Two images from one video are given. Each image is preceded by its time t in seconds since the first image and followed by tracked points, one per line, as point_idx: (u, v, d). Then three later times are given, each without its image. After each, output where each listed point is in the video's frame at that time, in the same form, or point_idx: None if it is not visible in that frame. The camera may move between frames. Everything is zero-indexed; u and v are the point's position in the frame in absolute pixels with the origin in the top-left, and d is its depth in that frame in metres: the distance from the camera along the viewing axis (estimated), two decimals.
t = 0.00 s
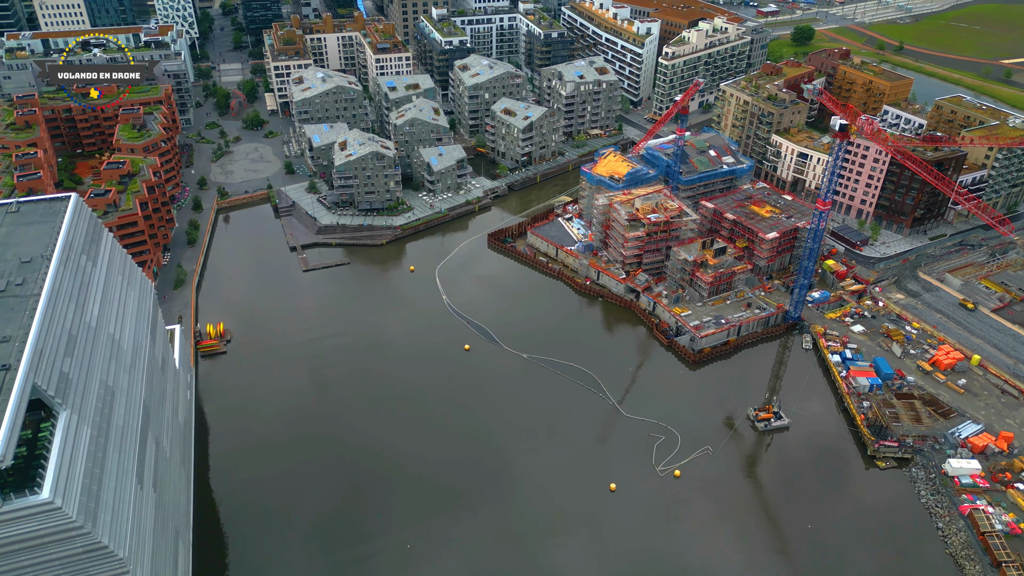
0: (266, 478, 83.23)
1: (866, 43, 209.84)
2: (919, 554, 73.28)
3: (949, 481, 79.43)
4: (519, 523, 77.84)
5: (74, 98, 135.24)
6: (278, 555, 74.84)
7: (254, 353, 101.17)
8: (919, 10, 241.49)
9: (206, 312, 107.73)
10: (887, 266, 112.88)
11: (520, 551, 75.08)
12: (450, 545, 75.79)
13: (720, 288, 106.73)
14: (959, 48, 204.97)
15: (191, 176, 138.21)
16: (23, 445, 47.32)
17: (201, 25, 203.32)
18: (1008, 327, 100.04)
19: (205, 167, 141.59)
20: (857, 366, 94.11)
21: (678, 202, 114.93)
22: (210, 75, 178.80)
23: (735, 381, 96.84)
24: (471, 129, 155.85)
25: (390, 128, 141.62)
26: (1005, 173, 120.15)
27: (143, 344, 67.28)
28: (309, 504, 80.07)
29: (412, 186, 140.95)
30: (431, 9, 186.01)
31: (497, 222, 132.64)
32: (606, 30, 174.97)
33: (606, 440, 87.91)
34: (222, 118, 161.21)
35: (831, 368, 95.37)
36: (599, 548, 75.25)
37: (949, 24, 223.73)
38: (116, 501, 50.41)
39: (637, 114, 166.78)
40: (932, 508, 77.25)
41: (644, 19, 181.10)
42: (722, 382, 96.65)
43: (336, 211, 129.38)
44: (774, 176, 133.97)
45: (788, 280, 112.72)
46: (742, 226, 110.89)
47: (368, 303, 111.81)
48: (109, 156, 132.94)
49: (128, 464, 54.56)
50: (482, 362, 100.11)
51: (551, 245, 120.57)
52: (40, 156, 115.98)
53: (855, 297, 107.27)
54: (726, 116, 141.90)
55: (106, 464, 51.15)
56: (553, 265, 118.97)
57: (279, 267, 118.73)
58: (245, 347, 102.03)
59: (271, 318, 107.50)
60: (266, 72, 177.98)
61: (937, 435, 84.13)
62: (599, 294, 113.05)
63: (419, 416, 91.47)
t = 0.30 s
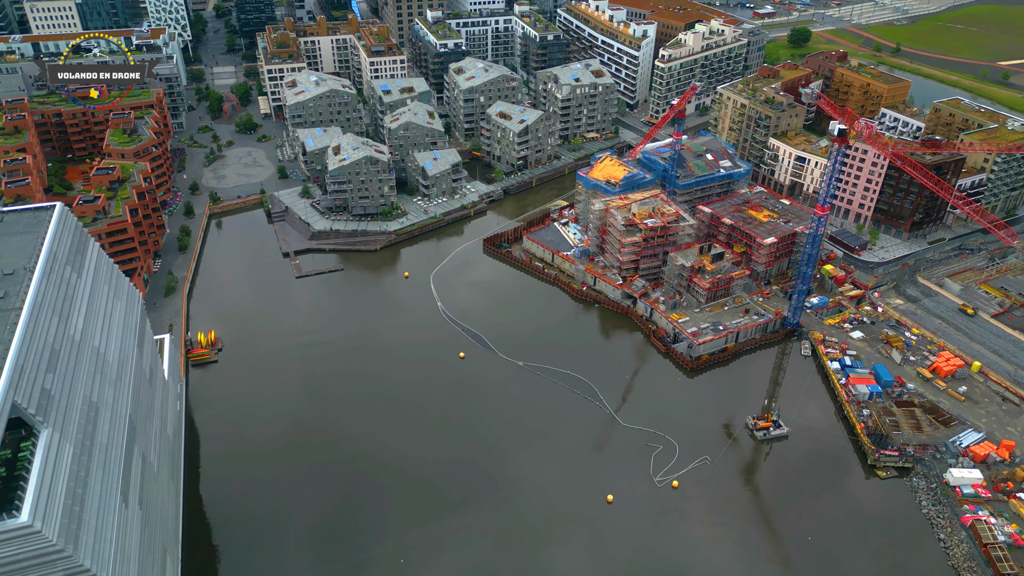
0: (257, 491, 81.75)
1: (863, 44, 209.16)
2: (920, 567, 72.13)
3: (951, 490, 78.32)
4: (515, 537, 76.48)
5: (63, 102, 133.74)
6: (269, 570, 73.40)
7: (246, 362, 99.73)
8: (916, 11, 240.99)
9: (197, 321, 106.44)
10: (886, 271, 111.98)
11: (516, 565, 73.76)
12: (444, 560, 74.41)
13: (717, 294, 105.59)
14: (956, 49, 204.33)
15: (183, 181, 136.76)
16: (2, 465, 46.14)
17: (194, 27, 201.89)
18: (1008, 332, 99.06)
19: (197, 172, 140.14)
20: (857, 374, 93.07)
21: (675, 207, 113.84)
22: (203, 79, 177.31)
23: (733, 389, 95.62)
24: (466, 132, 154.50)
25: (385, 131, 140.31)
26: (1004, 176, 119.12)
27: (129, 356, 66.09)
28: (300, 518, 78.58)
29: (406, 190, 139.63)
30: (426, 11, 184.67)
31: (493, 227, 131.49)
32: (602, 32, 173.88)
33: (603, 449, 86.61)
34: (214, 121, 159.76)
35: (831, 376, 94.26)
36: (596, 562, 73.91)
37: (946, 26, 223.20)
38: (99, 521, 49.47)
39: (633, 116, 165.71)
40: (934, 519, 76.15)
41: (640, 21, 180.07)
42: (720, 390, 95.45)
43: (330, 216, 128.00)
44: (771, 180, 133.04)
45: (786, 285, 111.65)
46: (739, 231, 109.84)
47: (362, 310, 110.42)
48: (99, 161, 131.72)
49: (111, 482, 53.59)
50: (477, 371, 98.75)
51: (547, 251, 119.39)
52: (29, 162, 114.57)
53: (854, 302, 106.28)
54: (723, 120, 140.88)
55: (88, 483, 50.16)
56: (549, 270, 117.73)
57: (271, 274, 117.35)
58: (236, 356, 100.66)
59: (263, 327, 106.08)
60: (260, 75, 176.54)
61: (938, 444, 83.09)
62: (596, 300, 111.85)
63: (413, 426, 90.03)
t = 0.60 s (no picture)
0: (244, 506, 80.24)
1: (854, 45, 209.02)
2: None
3: (948, 499, 77.52)
4: (507, 551, 75.16)
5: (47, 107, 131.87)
6: None
7: (234, 372, 98.23)
8: (907, 12, 241.10)
9: (184, 330, 104.90)
10: (879, 274, 111.39)
11: None
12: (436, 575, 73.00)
13: (711, 299, 104.54)
14: (948, 50, 204.31)
15: (170, 187, 134.97)
16: None
17: (182, 30, 199.85)
18: (1003, 336, 98.43)
19: (184, 177, 138.38)
20: (852, 380, 92.20)
21: (668, 211, 112.83)
22: (191, 82, 175.48)
23: (727, 396, 94.64)
24: (457, 135, 153.20)
25: (375, 135, 138.87)
26: (997, 178, 118.74)
27: (110, 370, 64.55)
28: (289, 534, 77.12)
29: (397, 195, 138.18)
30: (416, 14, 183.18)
31: (484, 232, 130.23)
32: (593, 35, 172.96)
33: (597, 460, 85.40)
34: (202, 126, 157.99)
35: (826, 382, 93.41)
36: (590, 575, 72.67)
37: (937, 27, 223.38)
38: (76, 544, 48.01)
39: (625, 119, 164.85)
40: (931, 528, 75.30)
41: (631, 23, 179.26)
42: (715, 397, 94.50)
43: (319, 222, 126.47)
44: (764, 183, 132.37)
45: (780, 289, 110.80)
46: (732, 236, 108.91)
47: (352, 318, 109.00)
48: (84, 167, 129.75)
49: (90, 502, 52.17)
50: (469, 379, 97.44)
51: (539, 256, 118.22)
52: (12, 169, 112.65)
53: (848, 307, 105.50)
54: (715, 122, 140.04)
55: (65, 504, 48.68)
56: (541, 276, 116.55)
57: (260, 281, 115.85)
58: (223, 366, 99.17)
59: (252, 336, 104.60)
60: (248, 78, 174.85)
61: (935, 451, 82.29)
62: (588, 306, 110.74)
63: (404, 437, 88.67)
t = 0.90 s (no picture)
0: (229, 520, 78.50)
1: (842, 46, 209.25)
2: None
3: (942, 505, 76.88)
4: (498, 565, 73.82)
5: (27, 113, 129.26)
6: None
7: (218, 383, 96.42)
8: (893, 13, 241.79)
9: (167, 340, 102.95)
10: (870, 277, 110.94)
11: None
12: None
13: (702, 303, 103.58)
14: (935, 50, 204.81)
15: (153, 193, 132.83)
16: None
17: (165, 33, 197.37)
18: (995, 339, 98.06)
19: (167, 183, 136.25)
20: (845, 385, 91.49)
21: (658, 215, 111.85)
22: (175, 86, 173.16)
23: (719, 402, 93.74)
24: (445, 139, 151.69)
25: (361, 140, 137.17)
26: (987, 180, 118.55)
27: (87, 386, 62.82)
28: (274, 549, 75.43)
29: (384, 199, 136.53)
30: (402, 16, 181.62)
31: (473, 237, 128.80)
32: (581, 36, 171.99)
33: (588, 469, 84.20)
34: (186, 130, 155.79)
35: (818, 387, 92.66)
36: None
37: (925, 27, 223.96)
38: (50, 571, 46.34)
39: (614, 121, 163.98)
40: (926, 536, 74.59)
41: (619, 25, 178.46)
42: (707, 404, 93.55)
43: (305, 228, 124.68)
44: (754, 185, 131.73)
45: (771, 293, 110.08)
46: (723, 240, 108.05)
47: (338, 326, 107.34)
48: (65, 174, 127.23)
49: (65, 525, 50.47)
50: (458, 388, 96.02)
51: (529, 261, 116.92)
52: None
53: (839, 310, 104.82)
54: (705, 124, 139.23)
55: (38, 529, 47.03)
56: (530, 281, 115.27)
57: (245, 289, 113.91)
58: (208, 376, 97.30)
59: (236, 345, 102.71)
60: (232, 82, 172.71)
61: (928, 457, 81.67)
62: (578, 312, 109.54)
63: (392, 448, 87.09)
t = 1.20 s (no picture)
0: (212, 537, 76.60)
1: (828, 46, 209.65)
2: None
3: (935, 512, 76.35)
4: None
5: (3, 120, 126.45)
6: None
7: (200, 395, 94.30)
8: (878, 13, 242.68)
9: (148, 351, 100.86)
10: (860, 280, 110.59)
11: None
12: None
13: (692, 308, 102.69)
14: (920, 50, 205.60)
15: (134, 200, 130.47)
16: None
17: (146, 37, 194.64)
18: (984, 341, 97.83)
19: (148, 190, 133.87)
20: (836, 390, 90.83)
21: (647, 219, 110.97)
22: (156, 91, 170.55)
23: (711, 409, 92.82)
24: (431, 143, 150.16)
25: (346, 144, 135.41)
26: (974, 181, 118.57)
27: (62, 405, 60.90)
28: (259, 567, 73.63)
29: (370, 204, 134.79)
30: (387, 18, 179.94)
31: (460, 242, 127.34)
32: (567, 38, 171.05)
33: (579, 479, 82.94)
34: (168, 135, 153.45)
35: (809, 393, 91.99)
36: None
37: (910, 27, 224.90)
38: None
39: (602, 124, 163.08)
40: (919, 543, 73.97)
41: (606, 26, 177.77)
42: (698, 411, 92.61)
43: (289, 234, 122.80)
44: (742, 188, 131.15)
45: (761, 297, 109.41)
46: (712, 244, 107.26)
47: (324, 334, 105.48)
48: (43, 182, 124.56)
49: (37, 552, 48.56)
50: (446, 396, 94.46)
51: (517, 266, 115.66)
52: None
53: (829, 314, 104.24)
54: (692, 127, 138.57)
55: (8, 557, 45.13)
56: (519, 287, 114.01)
57: (228, 297, 111.86)
58: (190, 388, 95.29)
59: (219, 355, 100.59)
60: (215, 86, 170.37)
61: (921, 462, 81.15)
62: (567, 318, 108.34)
63: (379, 459, 85.36)
